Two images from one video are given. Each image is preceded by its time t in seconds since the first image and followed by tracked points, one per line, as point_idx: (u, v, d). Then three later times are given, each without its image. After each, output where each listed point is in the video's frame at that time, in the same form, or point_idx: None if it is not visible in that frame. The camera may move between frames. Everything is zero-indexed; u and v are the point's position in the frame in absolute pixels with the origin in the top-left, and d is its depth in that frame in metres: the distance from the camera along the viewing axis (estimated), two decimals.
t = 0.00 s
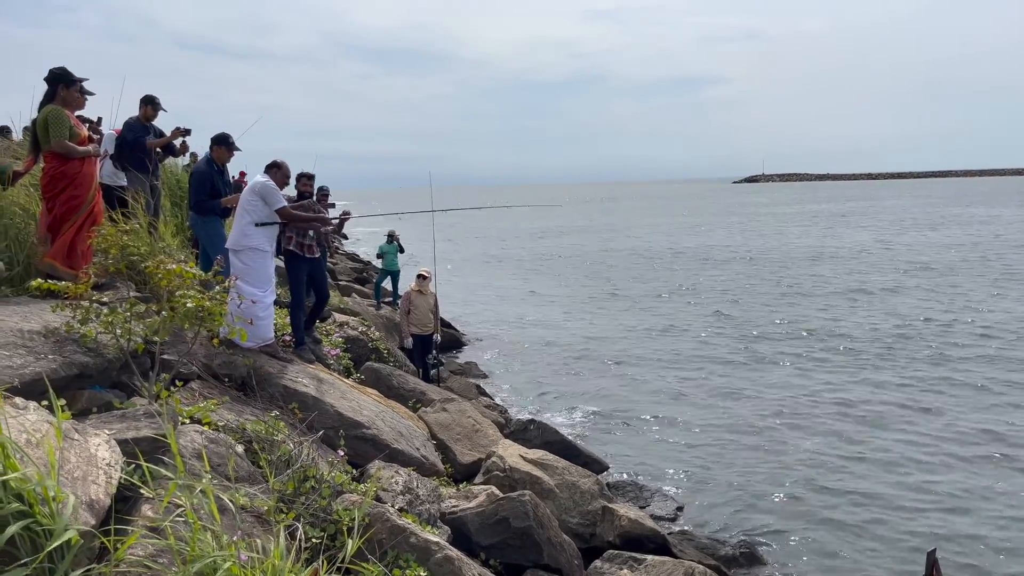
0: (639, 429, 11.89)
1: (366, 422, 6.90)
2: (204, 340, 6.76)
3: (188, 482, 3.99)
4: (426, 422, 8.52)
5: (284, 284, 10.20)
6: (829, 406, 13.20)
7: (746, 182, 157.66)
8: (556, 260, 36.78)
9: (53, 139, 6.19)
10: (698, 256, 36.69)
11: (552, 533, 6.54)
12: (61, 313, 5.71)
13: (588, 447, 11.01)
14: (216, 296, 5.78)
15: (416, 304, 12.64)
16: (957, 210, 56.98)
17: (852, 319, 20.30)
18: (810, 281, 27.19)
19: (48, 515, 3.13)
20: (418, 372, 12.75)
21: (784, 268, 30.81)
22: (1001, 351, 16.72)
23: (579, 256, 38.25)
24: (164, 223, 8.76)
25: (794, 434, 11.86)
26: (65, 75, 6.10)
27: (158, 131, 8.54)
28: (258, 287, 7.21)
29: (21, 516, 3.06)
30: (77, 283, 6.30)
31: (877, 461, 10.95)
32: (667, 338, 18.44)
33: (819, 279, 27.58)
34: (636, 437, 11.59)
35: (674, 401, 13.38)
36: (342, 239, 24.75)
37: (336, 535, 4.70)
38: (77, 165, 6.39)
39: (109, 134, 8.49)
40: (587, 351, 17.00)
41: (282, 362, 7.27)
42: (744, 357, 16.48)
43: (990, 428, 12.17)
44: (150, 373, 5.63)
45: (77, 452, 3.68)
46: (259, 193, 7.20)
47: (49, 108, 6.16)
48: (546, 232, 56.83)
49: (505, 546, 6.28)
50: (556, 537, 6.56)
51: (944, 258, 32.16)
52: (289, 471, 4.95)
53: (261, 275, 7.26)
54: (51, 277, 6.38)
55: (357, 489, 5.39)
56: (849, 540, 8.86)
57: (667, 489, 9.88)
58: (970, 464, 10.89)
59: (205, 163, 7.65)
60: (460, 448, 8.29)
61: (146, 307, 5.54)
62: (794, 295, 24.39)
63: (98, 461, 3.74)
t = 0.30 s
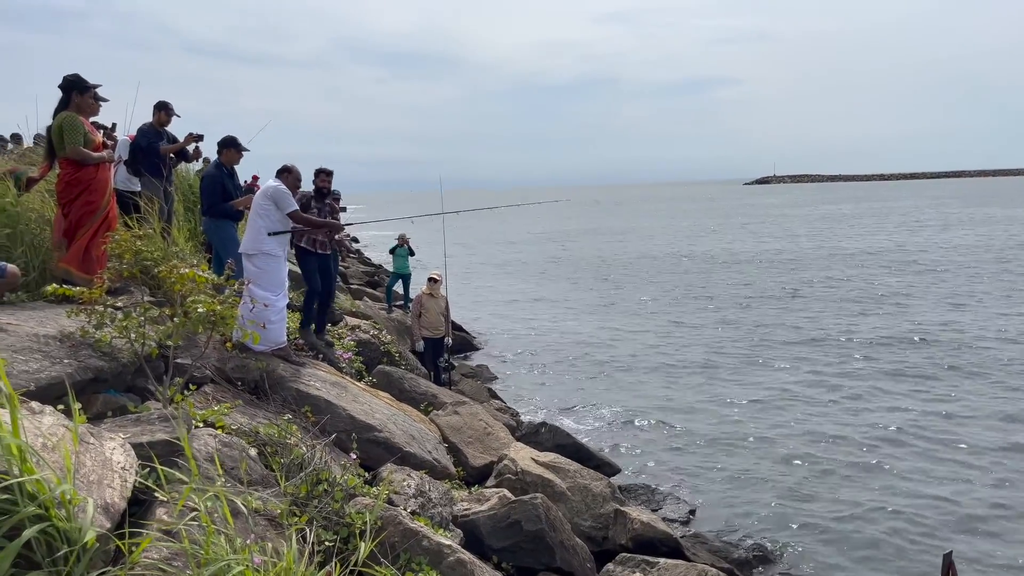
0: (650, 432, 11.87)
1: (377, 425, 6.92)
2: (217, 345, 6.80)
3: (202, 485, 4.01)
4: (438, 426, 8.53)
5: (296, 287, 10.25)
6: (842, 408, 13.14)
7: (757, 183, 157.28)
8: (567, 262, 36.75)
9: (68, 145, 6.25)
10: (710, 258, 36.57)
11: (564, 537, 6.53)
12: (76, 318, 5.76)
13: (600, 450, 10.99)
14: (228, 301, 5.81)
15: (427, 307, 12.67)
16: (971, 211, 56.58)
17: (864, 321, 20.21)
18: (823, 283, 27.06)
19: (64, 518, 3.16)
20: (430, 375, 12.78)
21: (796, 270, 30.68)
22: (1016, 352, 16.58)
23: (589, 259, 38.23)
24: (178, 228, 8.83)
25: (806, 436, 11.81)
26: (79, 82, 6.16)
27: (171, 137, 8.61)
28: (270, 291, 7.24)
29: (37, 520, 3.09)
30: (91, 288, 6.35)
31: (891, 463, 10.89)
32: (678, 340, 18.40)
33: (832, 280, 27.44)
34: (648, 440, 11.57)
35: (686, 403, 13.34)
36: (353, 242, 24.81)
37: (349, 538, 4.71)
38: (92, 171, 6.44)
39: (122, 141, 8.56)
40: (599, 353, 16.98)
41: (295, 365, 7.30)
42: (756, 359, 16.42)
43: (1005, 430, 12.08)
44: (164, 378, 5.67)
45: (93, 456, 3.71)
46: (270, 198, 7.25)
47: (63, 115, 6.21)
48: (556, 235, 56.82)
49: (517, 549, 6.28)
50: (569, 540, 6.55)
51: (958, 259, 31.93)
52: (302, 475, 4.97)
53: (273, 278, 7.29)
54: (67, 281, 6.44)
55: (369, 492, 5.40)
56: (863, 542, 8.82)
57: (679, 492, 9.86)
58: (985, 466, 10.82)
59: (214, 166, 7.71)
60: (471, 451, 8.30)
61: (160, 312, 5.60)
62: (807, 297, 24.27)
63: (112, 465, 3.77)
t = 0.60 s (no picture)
0: (664, 436, 11.83)
1: (391, 429, 6.94)
2: (232, 349, 6.85)
3: (218, 490, 4.04)
4: (451, 430, 8.53)
5: (310, 293, 10.30)
6: (859, 412, 13.04)
7: (771, 185, 156.53)
8: (580, 266, 36.70)
9: (85, 153, 6.30)
10: (724, 261, 36.42)
11: (578, 541, 6.51)
12: (93, 324, 5.81)
13: (613, 454, 10.95)
14: (244, 307, 5.85)
15: (440, 311, 12.69)
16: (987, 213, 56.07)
17: (880, 324, 20.05)
18: (838, 285, 26.88)
19: (82, 523, 3.19)
20: (443, 379, 12.79)
21: (811, 272, 30.50)
22: None
23: (602, 262, 38.21)
24: (193, 234, 8.88)
25: (822, 440, 11.73)
26: (94, 89, 6.21)
27: (186, 143, 8.68)
28: (284, 296, 7.28)
29: (55, 524, 3.12)
30: (108, 294, 6.40)
31: (908, 467, 10.79)
32: (692, 343, 18.33)
33: (847, 283, 27.26)
34: (662, 444, 11.53)
35: (701, 407, 13.28)
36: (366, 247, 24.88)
37: (363, 543, 4.72)
38: (109, 178, 6.50)
39: (138, 148, 8.64)
40: (612, 357, 16.94)
41: (309, 370, 7.33)
42: (771, 363, 16.32)
43: None
44: (180, 383, 5.71)
45: (110, 461, 3.74)
46: (284, 204, 7.30)
47: (80, 123, 6.28)
48: (569, 239, 56.78)
49: (531, 554, 6.27)
50: (583, 545, 6.53)
51: (976, 261, 31.64)
52: (317, 479, 4.99)
53: (288, 284, 7.33)
54: (84, 287, 6.50)
55: (383, 497, 5.41)
56: (880, 547, 8.74)
57: (694, 496, 9.81)
58: (1004, 469, 10.70)
59: (224, 171, 7.78)
60: (485, 455, 8.29)
61: (176, 317, 5.65)
62: (822, 300, 24.10)
63: (129, 469, 3.81)
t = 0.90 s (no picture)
0: (679, 440, 11.77)
1: (406, 434, 6.94)
2: (248, 354, 6.88)
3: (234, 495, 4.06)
4: (465, 434, 8.53)
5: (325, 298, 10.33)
6: (876, 416, 12.94)
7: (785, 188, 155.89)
8: (593, 270, 36.62)
9: (102, 160, 6.36)
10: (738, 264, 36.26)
11: (593, 547, 6.48)
12: (110, 330, 5.85)
13: (628, 459, 10.91)
14: (259, 312, 5.87)
15: (454, 316, 12.71)
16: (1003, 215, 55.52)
17: (897, 328, 19.87)
18: (853, 289, 26.70)
19: (100, 528, 3.20)
20: (456, 384, 12.79)
21: (826, 276, 30.29)
22: None
23: (616, 266, 38.14)
24: (208, 240, 8.94)
25: (839, 444, 11.64)
26: (109, 96, 6.27)
27: (201, 150, 8.74)
28: (298, 301, 7.31)
29: (73, 530, 3.13)
30: (125, 300, 6.44)
31: (927, 471, 10.69)
32: (707, 347, 18.24)
33: (863, 286, 27.07)
34: (677, 448, 11.47)
35: (716, 411, 13.22)
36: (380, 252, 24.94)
37: (378, 548, 4.73)
38: (125, 185, 6.54)
39: (153, 154, 8.70)
40: (626, 361, 16.89)
41: (323, 375, 7.35)
42: (787, 367, 16.20)
43: None
44: (195, 388, 5.74)
45: (127, 467, 3.76)
46: (299, 209, 7.33)
47: (97, 130, 6.34)
48: (582, 242, 56.71)
49: (546, 559, 6.23)
50: (598, 550, 6.50)
51: (993, 263, 31.34)
52: (332, 484, 5.00)
53: (302, 289, 7.36)
54: (101, 293, 6.54)
55: (398, 502, 5.41)
56: (898, 552, 8.66)
57: (709, 501, 9.75)
58: None
59: (235, 177, 7.84)
60: (499, 460, 8.28)
61: (191, 323, 5.68)
62: (837, 303, 23.94)
63: (147, 475, 3.83)
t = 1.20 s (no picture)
0: (691, 445, 11.72)
1: (417, 439, 6.94)
2: (260, 359, 6.89)
3: (247, 500, 4.07)
4: (477, 439, 8.53)
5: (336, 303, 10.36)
6: (889, 420, 12.86)
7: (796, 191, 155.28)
8: (604, 274, 36.55)
9: (116, 167, 6.40)
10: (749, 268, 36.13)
11: (606, 552, 6.46)
12: (124, 335, 5.88)
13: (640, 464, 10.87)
14: (271, 317, 5.89)
15: (465, 320, 12.71)
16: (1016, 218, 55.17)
17: (910, 332, 19.75)
18: (865, 292, 26.56)
19: (115, 533, 3.21)
20: (468, 388, 12.78)
21: (838, 279, 30.14)
22: None
23: (626, 270, 38.09)
24: (220, 245, 8.98)
25: (853, 449, 11.56)
26: (123, 103, 6.30)
27: (213, 156, 8.79)
28: (310, 306, 7.33)
29: (88, 535, 3.14)
30: (138, 305, 6.48)
31: (942, 476, 10.61)
32: (718, 351, 18.17)
33: (875, 290, 26.93)
34: (689, 453, 11.42)
35: (728, 416, 13.16)
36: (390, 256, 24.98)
37: (390, 553, 4.73)
38: (139, 191, 6.58)
39: (166, 161, 8.76)
40: (637, 366, 16.85)
41: (335, 380, 7.36)
42: (799, 371, 16.13)
43: None
44: (208, 393, 5.76)
45: (142, 472, 3.77)
46: (311, 214, 7.36)
47: (111, 137, 6.38)
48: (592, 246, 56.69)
49: (558, 564, 6.21)
50: (611, 555, 6.48)
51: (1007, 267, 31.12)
52: (344, 489, 5.01)
53: (313, 293, 7.37)
54: (115, 299, 6.57)
55: (410, 507, 5.41)
56: (914, 557, 8.60)
57: (722, 506, 9.71)
58: None
59: (246, 182, 7.88)
60: (511, 464, 8.28)
61: (204, 329, 5.71)
62: (849, 307, 23.83)
63: (160, 480, 3.84)
